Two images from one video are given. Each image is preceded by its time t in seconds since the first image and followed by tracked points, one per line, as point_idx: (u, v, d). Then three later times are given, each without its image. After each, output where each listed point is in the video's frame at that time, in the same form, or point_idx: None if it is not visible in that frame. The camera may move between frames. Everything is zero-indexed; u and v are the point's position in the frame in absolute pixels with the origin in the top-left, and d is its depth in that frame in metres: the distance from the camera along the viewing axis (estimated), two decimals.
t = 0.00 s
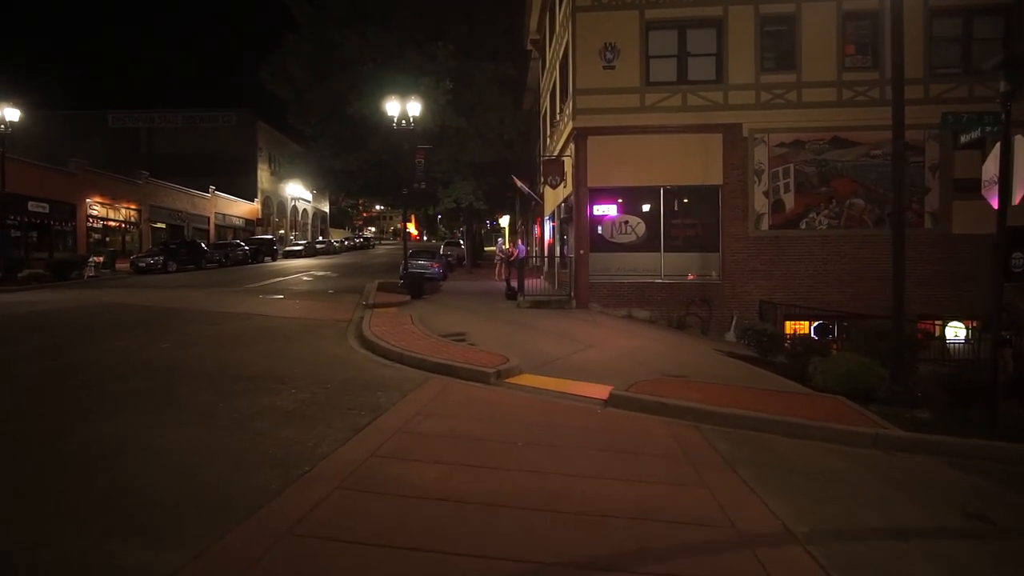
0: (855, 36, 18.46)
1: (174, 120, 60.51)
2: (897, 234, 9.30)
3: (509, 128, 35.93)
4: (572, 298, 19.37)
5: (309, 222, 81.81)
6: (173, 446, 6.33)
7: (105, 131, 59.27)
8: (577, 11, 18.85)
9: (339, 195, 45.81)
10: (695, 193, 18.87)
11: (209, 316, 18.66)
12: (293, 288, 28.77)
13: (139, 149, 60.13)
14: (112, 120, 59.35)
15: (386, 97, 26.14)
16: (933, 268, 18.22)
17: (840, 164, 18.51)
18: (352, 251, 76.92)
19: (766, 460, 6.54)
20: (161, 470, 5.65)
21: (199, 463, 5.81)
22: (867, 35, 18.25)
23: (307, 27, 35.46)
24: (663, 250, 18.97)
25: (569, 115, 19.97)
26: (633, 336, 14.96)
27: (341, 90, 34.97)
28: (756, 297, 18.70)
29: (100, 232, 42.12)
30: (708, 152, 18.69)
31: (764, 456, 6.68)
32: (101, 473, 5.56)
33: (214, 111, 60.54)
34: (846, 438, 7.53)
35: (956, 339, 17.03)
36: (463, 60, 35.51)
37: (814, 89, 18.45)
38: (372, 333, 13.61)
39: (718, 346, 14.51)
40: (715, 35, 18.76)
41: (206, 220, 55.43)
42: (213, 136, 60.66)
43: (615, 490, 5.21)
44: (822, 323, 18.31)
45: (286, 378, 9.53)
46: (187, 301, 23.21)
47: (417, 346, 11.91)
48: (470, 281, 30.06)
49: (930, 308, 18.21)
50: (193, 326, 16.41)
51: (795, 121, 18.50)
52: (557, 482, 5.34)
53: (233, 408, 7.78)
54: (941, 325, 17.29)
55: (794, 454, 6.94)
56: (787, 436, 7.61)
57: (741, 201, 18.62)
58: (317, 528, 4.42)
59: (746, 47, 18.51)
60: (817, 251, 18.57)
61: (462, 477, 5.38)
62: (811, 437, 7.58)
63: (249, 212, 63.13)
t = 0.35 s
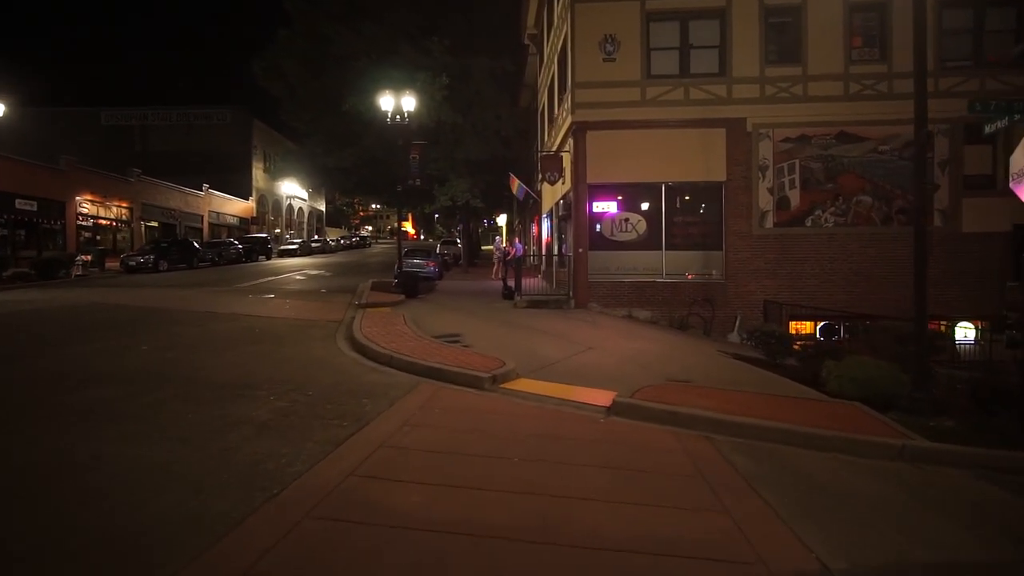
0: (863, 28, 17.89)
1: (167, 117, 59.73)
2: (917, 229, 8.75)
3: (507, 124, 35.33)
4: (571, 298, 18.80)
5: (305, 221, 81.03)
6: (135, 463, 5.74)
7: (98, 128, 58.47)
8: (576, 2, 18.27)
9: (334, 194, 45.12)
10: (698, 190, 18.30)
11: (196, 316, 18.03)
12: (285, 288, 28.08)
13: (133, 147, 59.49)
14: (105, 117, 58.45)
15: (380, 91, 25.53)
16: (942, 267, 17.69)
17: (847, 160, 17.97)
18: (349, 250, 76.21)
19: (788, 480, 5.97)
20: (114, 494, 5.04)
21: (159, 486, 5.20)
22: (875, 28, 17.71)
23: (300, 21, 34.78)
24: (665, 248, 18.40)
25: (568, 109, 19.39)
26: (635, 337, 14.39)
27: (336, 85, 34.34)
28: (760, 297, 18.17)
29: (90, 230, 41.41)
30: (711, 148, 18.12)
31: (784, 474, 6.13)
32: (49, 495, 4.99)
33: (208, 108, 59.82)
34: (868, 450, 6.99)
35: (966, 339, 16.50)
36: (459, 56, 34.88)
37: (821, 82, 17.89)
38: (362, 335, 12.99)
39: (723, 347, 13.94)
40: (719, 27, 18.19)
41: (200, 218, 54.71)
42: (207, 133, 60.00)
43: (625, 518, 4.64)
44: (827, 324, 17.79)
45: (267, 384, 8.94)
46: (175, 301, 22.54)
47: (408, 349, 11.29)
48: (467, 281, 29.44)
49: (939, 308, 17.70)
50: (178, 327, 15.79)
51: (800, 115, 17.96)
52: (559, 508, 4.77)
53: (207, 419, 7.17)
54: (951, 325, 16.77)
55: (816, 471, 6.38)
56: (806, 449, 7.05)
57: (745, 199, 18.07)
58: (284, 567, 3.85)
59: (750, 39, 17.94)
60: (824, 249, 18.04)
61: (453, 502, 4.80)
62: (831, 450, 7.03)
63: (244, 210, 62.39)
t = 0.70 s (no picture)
0: (865, 20, 17.38)
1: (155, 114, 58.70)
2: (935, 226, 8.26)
3: (500, 122, 34.72)
4: (565, 298, 18.21)
5: (296, 220, 80.07)
6: (76, 488, 5.09)
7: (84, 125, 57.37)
8: None
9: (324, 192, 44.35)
10: (695, 186, 17.76)
11: (174, 317, 17.29)
12: (272, 288, 27.32)
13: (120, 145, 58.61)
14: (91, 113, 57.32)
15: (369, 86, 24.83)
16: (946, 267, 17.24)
17: (849, 156, 17.48)
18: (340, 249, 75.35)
19: (809, 502, 5.38)
20: (45, 527, 4.39)
21: (96, 518, 4.53)
22: (878, 20, 17.22)
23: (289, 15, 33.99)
24: (662, 247, 17.85)
25: (562, 103, 18.80)
26: (631, 339, 13.81)
27: (325, 81, 33.63)
28: (760, 297, 17.66)
29: (73, 229, 40.42)
30: (710, 143, 17.59)
31: (805, 495, 5.54)
32: None
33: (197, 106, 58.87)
34: (891, 465, 6.43)
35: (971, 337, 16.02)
36: (451, 51, 34.24)
37: (822, 75, 17.37)
38: (345, 338, 12.35)
39: (724, 350, 13.39)
40: (718, 19, 17.65)
41: (187, 217, 53.74)
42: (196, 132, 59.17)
43: (632, 557, 4.04)
44: (829, 324, 17.30)
45: (240, 392, 8.29)
46: (156, 301, 21.77)
47: (393, 353, 10.67)
48: (459, 281, 28.78)
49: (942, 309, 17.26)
50: (154, 329, 15.06)
51: (802, 110, 17.45)
52: (554, 544, 4.17)
53: (167, 434, 6.51)
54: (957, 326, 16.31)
55: (837, 489, 5.80)
56: (824, 465, 6.48)
57: (744, 195, 17.55)
58: None
59: (750, 32, 17.40)
60: (825, 247, 17.53)
61: (434, 537, 4.20)
62: (851, 464, 6.46)
63: (234, 209, 61.42)
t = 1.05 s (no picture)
0: (860, 18, 17.05)
1: (136, 112, 57.48)
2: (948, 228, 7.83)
3: (487, 121, 34.15)
4: (553, 301, 17.66)
5: (280, 220, 78.80)
6: None
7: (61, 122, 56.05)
8: None
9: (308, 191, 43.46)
10: (687, 187, 17.30)
11: (144, 321, 16.46)
12: (252, 290, 26.48)
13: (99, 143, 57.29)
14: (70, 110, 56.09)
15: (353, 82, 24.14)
16: (941, 270, 16.94)
17: (844, 156, 17.12)
18: (325, 250, 74.29)
19: (825, 535, 4.83)
20: None
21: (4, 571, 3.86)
22: (873, 18, 16.89)
23: (271, 10, 33.14)
24: (653, 248, 17.36)
25: (551, 101, 18.26)
26: (623, 344, 13.28)
27: (308, 77, 32.83)
28: (754, 300, 17.24)
29: (47, 229, 39.15)
30: (702, 143, 17.14)
31: (827, 528, 4.97)
32: None
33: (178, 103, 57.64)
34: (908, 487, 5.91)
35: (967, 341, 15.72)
36: (438, 49, 33.60)
37: (817, 74, 17.00)
38: (322, 344, 11.66)
39: (719, 356, 12.90)
40: (711, 15, 17.21)
41: (167, 216, 52.49)
42: (177, 129, 57.90)
43: None
44: (823, 328, 16.89)
45: (201, 408, 7.59)
46: (129, 304, 20.91)
47: (371, 361, 10.01)
48: (445, 282, 28.15)
49: (937, 313, 16.94)
50: (121, 334, 14.27)
51: (796, 109, 17.07)
52: None
53: (111, 461, 5.79)
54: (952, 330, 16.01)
55: (854, 518, 5.26)
56: (841, 489, 5.93)
57: (737, 196, 17.13)
58: None
59: (744, 28, 16.99)
60: (819, 250, 17.15)
61: None
62: (870, 488, 5.92)
63: (216, 208, 60.23)
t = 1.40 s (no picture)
0: (855, 12, 16.70)
1: (113, 107, 56.02)
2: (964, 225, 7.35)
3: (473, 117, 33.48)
4: (542, 302, 17.09)
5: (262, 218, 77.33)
6: None
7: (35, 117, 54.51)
8: None
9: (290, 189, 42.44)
10: (680, 185, 16.83)
11: (112, 324, 15.61)
12: (230, 290, 25.59)
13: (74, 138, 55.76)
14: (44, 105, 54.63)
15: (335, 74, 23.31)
16: (936, 270, 16.65)
17: (839, 154, 16.76)
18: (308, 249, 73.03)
19: (852, 567, 4.33)
20: None
21: None
22: (868, 13, 16.55)
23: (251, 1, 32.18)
24: (645, 248, 16.88)
25: (540, 95, 17.69)
26: (615, 347, 12.76)
27: (289, 71, 31.92)
28: (747, 301, 16.83)
29: (16, 226, 37.75)
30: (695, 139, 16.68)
31: (852, 559, 4.48)
32: None
33: (157, 98, 56.20)
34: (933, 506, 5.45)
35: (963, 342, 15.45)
36: (423, 43, 32.86)
37: (811, 69, 16.62)
38: (298, 349, 10.96)
39: (716, 359, 12.43)
40: (704, 8, 16.75)
41: (144, 214, 51.07)
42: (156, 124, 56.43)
43: None
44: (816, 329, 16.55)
45: (159, 423, 6.91)
46: (99, 305, 19.98)
47: (350, 367, 9.36)
48: (431, 282, 27.45)
49: (932, 314, 16.65)
50: (84, 337, 13.43)
51: (790, 106, 16.68)
52: None
53: (45, 489, 5.11)
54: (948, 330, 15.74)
55: (879, 544, 4.77)
56: (859, 509, 5.45)
57: (730, 194, 16.70)
58: None
59: (738, 22, 16.55)
60: (813, 249, 16.78)
61: None
62: (891, 509, 5.44)
63: (196, 206, 58.87)
